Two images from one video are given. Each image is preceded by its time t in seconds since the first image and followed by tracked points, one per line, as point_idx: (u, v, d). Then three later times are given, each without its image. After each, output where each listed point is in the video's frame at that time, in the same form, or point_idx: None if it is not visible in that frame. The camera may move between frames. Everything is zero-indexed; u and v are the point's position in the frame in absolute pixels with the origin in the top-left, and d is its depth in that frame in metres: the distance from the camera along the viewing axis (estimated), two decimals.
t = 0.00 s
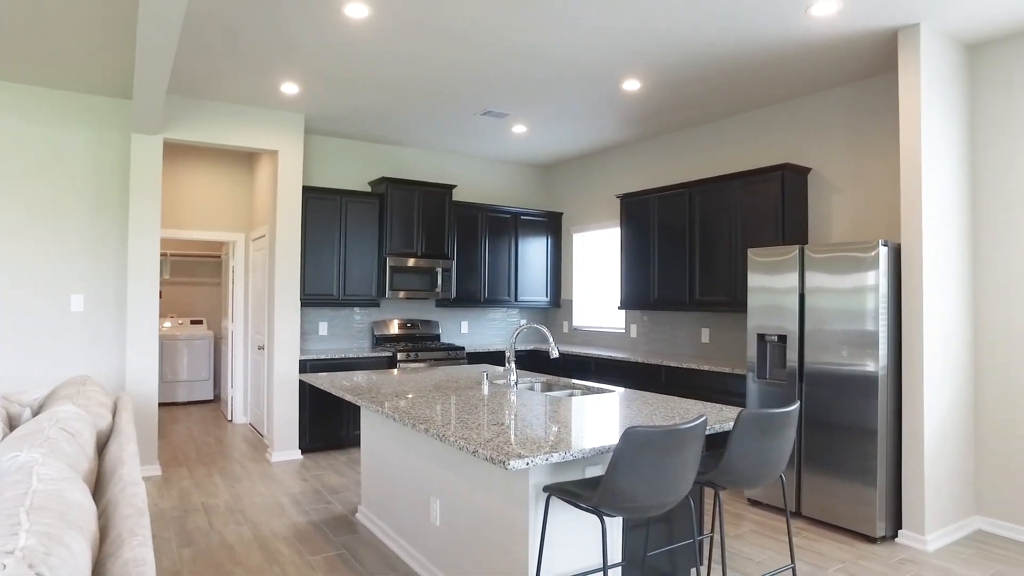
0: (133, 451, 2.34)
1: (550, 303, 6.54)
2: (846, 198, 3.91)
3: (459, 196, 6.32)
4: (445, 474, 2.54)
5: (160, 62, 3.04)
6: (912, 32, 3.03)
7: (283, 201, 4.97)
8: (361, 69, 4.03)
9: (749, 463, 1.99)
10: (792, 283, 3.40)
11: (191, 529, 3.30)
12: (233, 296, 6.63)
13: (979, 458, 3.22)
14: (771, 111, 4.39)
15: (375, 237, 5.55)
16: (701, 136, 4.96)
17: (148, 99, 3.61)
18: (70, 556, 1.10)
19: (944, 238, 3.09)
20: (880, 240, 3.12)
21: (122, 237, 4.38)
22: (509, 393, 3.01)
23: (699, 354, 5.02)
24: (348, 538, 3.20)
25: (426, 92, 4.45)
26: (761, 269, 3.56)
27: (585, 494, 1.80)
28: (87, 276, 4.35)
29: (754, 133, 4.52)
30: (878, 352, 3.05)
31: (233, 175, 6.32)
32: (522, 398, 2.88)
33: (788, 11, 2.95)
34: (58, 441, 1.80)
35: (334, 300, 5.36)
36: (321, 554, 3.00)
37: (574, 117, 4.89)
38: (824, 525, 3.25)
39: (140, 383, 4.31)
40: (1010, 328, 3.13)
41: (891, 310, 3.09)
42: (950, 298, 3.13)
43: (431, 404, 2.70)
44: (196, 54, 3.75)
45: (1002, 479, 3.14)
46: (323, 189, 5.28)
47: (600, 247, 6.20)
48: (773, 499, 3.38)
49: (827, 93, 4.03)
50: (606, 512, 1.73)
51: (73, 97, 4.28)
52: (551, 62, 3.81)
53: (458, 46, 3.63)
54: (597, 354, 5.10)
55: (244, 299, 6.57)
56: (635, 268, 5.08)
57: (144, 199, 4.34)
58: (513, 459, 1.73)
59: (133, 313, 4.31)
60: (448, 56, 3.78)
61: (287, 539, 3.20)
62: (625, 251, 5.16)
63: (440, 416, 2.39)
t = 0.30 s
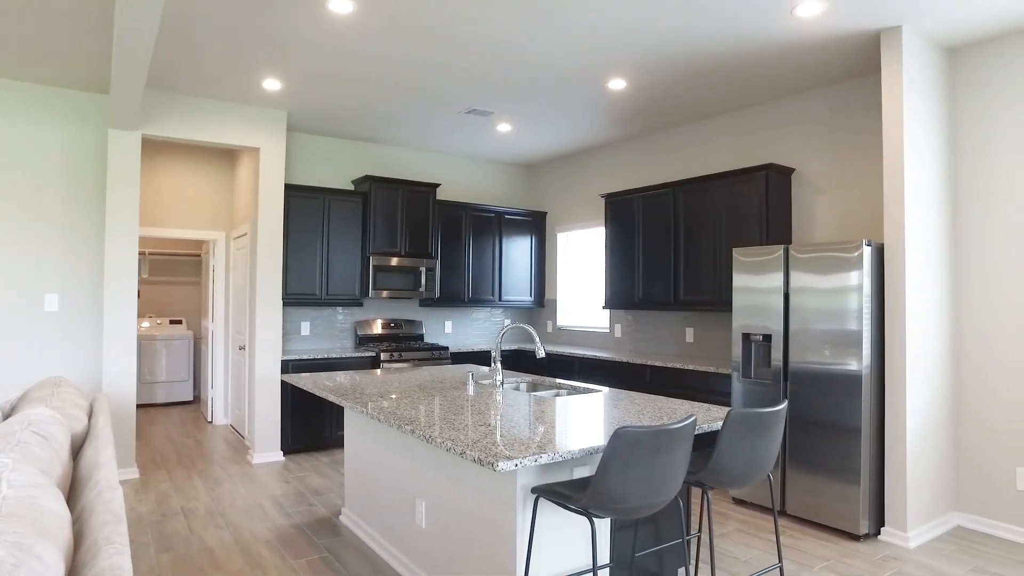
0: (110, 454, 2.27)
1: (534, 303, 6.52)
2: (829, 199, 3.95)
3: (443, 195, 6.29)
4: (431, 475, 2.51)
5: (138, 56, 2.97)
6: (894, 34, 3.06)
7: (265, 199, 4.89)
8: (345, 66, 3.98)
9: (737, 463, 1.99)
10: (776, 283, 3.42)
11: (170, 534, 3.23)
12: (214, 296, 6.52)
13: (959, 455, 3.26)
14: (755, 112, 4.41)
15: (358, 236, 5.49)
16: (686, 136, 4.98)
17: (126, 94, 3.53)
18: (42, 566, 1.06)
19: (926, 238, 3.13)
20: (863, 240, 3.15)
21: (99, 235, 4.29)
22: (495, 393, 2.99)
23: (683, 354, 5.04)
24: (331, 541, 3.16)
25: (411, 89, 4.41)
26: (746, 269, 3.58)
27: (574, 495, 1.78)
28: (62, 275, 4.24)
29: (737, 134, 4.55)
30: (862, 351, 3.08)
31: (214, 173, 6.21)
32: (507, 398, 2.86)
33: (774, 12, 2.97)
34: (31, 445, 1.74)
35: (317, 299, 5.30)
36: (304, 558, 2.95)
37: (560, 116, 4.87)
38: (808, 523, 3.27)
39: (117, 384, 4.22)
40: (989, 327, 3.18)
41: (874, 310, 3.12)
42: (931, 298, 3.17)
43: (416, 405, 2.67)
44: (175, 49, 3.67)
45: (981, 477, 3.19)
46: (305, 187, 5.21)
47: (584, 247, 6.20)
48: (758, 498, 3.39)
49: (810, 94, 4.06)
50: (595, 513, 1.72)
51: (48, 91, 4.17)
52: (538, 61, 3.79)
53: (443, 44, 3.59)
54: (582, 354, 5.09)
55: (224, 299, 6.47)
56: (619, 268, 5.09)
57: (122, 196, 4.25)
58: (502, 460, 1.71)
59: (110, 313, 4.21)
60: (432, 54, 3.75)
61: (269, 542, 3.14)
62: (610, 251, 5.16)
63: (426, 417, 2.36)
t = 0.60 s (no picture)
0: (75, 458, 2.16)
1: (518, 302, 6.46)
2: (815, 197, 3.94)
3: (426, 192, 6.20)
4: (415, 479, 2.44)
5: (109, 45, 2.85)
6: (883, 32, 3.04)
7: (244, 195, 4.77)
8: (326, 59, 3.88)
9: (731, 464, 1.95)
10: (764, 282, 3.40)
11: (143, 541, 3.12)
12: (191, 294, 6.37)
13: (945, 453, 3.27)
14: (741, 109, 4.40)
15: (340, 233, 5.39)
16: (671, 134, 4.95)
17: (97, 85, 3.40)
18: None
19: (913, 236, 3.12)
20: (852, 238, 3.13)
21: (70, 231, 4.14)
22: (480, 394, 2.92)
23: (669, 353, 5.02)
24: (311, 546, 3.07)
25: (394, 84, 4.32)
26: (734, 267, 3.55)
27: (565, 499, 1.73)
28: (30, 273, 4.09)
29: (724, 132, 4.53)
30: (851, 350, 3.05)
31: (192, 169, 6.06)
32: (493, 398, 2.79)
33: (764, 8, 2.94)
34: None
35: (297, 298, 5.18)
36: (283, 565, 2.86)
37: (545, 112, 4.82)
38: (796, 523, 3.25)
39: (88, 386, 4.08)
40: (975, 325, 3.19)
41: (863, 308, 3.10)
42: (918, 296, 3.16)
43: (399, 406, 2.60)
44: (149, 38, 3.55)
45: (966, 475, 3.19)
46: (286, 183, 5.09)
47: (569, 245, 6.16)
48: (746, 498, 3.37)
49: (797, 92, 4.06)
50: (586, 518, 1.66)
51: (15, 82, 4.02)
52: (525, 57, 3.73)
53: (428, 37, 3.52)
54: (567, 353, 5.04)
55: (202, 298, 6.32)
56: (605, 266, 5.04)
57: (94, 191, 4.10)
58: (490, 464, 1.64)
59: (81, 312, 4.06)
60: (416, 47, 3.67)
61: (247, 549, 3.04)
62: (595, 249, 5.12)
63: (409, 419, 2.28)
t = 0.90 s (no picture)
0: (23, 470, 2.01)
1: (501, 301, 6.34)
2: (804, 194, 3.89)
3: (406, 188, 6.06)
4: (393, 486, 2.31)
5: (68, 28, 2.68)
6: (875, 24, 2.98)
7: (216, 189, 4.59)
8: (303, 48, 3.73)
9: (727, 469, 1.86)
10: (752, 279, 3.33)
11: (104, 554, 2.94)
12: (163, 293, 6.15)
13: (935, 454, 3.22)
14: (728, 104, 4.34)
15: (317, 230, 5.22)
16: (657, 129, 4.88)
17: (57, 72, 3.21)
18: None
19: (904, 233, 3.07)
20: (843, 234, 3.06)
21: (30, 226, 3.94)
22: (461, 396, 2.80)
23: (655, 352, 4.94)
24: (284, 557, 2.92)
25: (374, 75, 4.18)
26: (721, 264, 3.48)
27: (553, 510, 1.62)
28: None
29: (710, 127, 4.47)
30: (844, 349, 2.98)
31: (163, 163, 5.85)
32: (476, 400, 2.68)
33: None
34: None
35: (272, 297, 5.01)
36: None
37: (529, 106, 4.71)
38: (785, 526, 3.19)
39: (50, 388, 3.88)
40: (965, 324, 3.15)
41: (855, 307, 3.04)
42: (910, 294, 3.11)
43: (377, 408, 2.47)
44: (113, 23, 3.37)
45: (956, 475, 3.15)
46: (261, 178, 4.92)
47: (552, 243, 6.06)
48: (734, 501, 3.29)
49: (785, 87, 4.00)
50: (575, 531, 1.55)
51: None
52: (509, 47, 3.62)
53: (408, 25, 3.39)
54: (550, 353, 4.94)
55: (173, 296, 6.11)
56: (589, 264, 4.95)
57: (56, 184, 3.91)
58: (472, 474, 1.52)
59: (41, 311, 3.87)
60: (396, 36, 3.54)
61: (216, 560, 2.89)
62: (578, 247, 5.03)
63: (386, 423, 2.16)
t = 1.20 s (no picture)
0: None
1: (479, 300, 6.20)
2: (790, 190, 3.81)
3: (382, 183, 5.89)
4: (363, 498, 2.15)
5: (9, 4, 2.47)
6: (865, 14, 2.90)
7: (180, 183, 4.38)
8: (270, 33, 3.55)
9: (721, 479, 1.75)
10: (738, 277, 3.23)
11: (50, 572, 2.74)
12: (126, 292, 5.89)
13: (923, 456, 3.16)
14: (712, 98, 4.26)
15: (288, 226, 5.03)
16: (639, 124, 4.78)
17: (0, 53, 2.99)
18: None
19: (894, 230, 3.00)
20: (833, 231, 2.98)
21: None
22: (437, 400, 2.65)
23: (637, 352, 4.84)
24: (248, 572, 2.74)
25: (347, 64, 4.01)
26: (706, 261, 3.38)
27: (534, 527, 1.49)
28: None
29: (694, 122, 4.38)
30: (833, 348, 2.89)
31: (126, 155, 5.59)
32: (453, 405, 2.54)
33: None
34: None
35: (241, 295, 4.81)
36: None
37: (508, 99, 4.58)
38: (772, 532, 3.10)
39: None
40: (953, 323, 3.09)
41: (845, 306, 2.95)
42: (899, 292, 3.04)
43: (346, 414, 2.31)
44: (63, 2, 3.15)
45: (945, 478, 3.09)
46: (228, 171, 4.71)
47: (531, 240, 5.93)
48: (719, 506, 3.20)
49: (770, 81, 3.92)
50: (558, 551, 1.43)
51: None
52: (489, 36, 3.48)
53: (381, 10, 3.22)
54: (530, 353, 4.81)
55: (137, 294, 5.85)
56: (570, 262, 4.83)
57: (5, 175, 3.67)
58: (445, 491, 1.38)
59: None
60: (369, 22, 3.37)
61: None
62: (559, 244, 4.91)
63: (355, 431, 2.00)
